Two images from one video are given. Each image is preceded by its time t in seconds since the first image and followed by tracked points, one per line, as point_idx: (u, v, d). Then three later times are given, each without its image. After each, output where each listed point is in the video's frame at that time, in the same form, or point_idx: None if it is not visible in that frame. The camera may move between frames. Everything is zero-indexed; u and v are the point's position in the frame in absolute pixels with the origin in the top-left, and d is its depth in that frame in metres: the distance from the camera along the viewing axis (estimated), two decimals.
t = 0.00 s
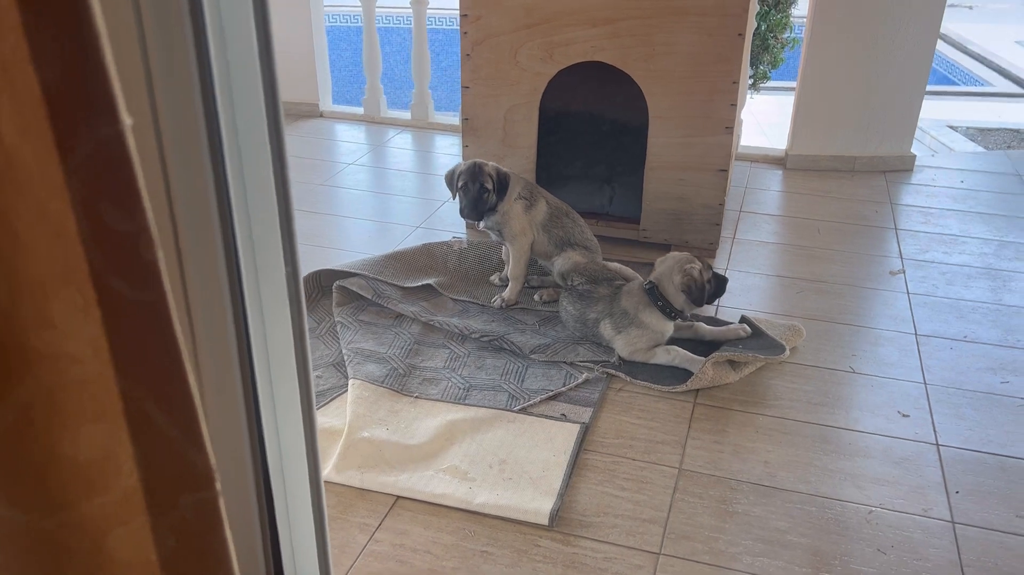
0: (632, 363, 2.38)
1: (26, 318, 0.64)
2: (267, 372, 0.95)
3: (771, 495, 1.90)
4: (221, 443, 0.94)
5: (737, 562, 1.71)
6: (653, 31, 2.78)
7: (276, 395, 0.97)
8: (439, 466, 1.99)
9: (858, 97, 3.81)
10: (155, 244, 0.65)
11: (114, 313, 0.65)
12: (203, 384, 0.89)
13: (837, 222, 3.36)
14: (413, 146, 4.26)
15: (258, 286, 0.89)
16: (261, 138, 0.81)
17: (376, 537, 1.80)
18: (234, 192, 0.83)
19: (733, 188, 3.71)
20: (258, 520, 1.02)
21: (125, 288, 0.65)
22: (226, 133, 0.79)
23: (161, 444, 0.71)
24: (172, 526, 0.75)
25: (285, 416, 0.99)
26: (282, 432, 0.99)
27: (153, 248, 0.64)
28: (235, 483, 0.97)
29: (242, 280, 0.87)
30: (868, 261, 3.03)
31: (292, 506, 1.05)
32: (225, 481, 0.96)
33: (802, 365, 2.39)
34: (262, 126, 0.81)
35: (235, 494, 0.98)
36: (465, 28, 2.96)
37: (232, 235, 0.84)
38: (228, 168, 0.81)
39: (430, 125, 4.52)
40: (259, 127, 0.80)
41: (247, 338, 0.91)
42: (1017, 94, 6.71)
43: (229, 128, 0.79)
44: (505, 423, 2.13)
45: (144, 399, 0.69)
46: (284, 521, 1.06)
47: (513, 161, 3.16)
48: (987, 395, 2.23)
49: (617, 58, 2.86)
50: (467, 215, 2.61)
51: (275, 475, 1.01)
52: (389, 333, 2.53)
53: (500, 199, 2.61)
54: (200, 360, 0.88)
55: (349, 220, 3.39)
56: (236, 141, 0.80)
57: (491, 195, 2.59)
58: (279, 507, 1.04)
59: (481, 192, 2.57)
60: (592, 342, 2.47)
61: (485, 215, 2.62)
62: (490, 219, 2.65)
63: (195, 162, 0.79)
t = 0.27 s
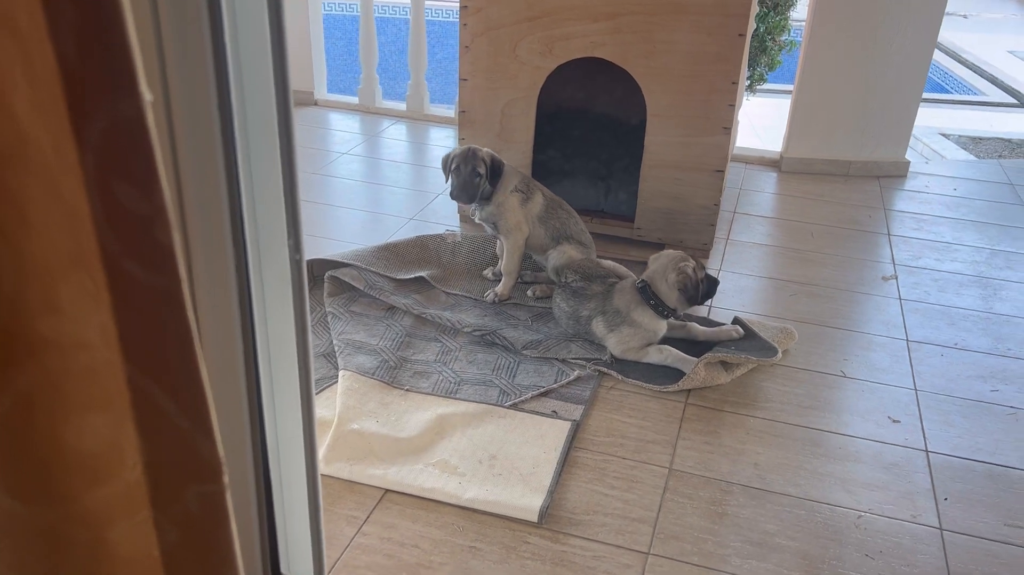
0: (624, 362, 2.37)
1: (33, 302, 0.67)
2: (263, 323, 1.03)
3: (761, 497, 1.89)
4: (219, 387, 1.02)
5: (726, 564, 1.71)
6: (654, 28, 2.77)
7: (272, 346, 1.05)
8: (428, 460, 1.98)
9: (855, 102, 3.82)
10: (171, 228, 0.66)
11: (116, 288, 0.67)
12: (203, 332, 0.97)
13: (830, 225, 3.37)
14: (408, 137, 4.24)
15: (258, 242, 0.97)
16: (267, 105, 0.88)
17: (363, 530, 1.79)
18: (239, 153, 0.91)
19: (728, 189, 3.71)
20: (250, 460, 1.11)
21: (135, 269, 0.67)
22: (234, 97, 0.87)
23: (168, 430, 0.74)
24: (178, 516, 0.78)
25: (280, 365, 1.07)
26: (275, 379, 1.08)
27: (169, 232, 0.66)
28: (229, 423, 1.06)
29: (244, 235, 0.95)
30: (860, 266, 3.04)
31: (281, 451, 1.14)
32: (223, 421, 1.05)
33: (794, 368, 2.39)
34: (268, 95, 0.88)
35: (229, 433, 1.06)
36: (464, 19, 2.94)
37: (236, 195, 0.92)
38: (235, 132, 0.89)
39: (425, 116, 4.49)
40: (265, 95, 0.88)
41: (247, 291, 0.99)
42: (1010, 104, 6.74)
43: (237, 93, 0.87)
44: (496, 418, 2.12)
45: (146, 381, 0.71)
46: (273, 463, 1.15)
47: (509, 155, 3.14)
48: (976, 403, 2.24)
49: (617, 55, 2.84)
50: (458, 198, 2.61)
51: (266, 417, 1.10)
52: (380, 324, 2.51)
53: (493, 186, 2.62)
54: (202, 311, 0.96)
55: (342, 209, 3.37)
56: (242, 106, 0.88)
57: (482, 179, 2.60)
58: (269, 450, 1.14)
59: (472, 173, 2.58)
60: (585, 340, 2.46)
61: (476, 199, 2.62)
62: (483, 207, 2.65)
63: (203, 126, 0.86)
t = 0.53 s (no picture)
0: (609, 352, 2.35)
1: (8, 274, 0.65)
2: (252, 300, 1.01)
3: (743, 490, 1.89)
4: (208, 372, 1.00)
5: (708, 557, 1.70)
6: (647, 16, 2.74)
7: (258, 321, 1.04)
8: (410, 447, 1.96)
9: (844, 97, 3.81)
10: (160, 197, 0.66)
11: (107, 264, 0.66)
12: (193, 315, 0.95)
13: (815, 220, 3.37)
14: (394, 119, 4.19)
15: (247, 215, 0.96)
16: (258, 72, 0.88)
17: (343, 516, 1.76)
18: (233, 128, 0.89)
19: (715, 180, 3.70)
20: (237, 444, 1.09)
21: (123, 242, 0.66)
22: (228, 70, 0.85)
23: (151, 414, 0.74)
24: (161, 506, 0.78)
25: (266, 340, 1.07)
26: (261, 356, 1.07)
27: (158, 194, 0.66)
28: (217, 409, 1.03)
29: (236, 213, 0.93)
30: (845, 261, 3.04)
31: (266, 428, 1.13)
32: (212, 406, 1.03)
33: (778, 362, 2.39)
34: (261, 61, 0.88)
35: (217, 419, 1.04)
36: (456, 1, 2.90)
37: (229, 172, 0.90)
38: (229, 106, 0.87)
39: (412, 99, 4.45)
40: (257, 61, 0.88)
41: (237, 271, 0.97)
42: (993, 105, 6.79)
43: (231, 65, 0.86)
44: (479, 406, 2.10)
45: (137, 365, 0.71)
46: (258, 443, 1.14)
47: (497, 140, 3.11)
48: (958, 400, 2.25)
49: (609, 42, 2.82)
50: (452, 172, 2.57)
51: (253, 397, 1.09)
52: (363, 308, 2.48)
53: (488, 163, 2.59)
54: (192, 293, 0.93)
55: (326, 190, 3.32)
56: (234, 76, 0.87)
57: (478, 154, 2.56)
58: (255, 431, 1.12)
59: (468, 147, 2.54)
60: (570, 329, 2.44)
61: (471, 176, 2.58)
62: (478, 186, 2.61)
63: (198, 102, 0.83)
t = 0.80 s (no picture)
0: (582, 330, 2.34)
1: None
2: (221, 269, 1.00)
3: (713, 469, 1.89)
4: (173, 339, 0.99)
5: (678, 535, 1.70)
6: None
7: (229, 292, 1.03)
8: (379, 424, 1.92)
9: (816, 78, 3.82)
10: (121, 145, 0.68)
11: (63, 221, 0.69)
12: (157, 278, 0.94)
13: (785, 201, 3.38)
14: (363, 91, 4.11)
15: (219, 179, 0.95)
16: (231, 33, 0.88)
17: (310, 493, 1.73)
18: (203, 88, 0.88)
19: (687, 160, 3.69)
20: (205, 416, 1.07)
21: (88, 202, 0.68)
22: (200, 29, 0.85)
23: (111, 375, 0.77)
24: (119, 486, 0.84)
25: (237, 311, 1.06)
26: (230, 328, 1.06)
27: (123, 151, 0.68)
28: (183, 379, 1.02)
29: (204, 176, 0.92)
30: (814, 242, 3.06)
31: (236, 404, 1.12)
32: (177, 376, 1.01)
33: (748, 342, 2.40)
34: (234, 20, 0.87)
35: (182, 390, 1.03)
36: None
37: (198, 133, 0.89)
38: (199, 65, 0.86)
39: (381, 69, 4.38)
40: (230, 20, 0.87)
41: (205, 237, 0.96)
42: (958, 91, 6.86)
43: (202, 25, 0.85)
44: (449, 383, 2.07)
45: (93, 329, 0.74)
46: (227, 419, 1.12)
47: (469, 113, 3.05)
48: (924, 381, 2.28)
49: (584, 16, 2.77)
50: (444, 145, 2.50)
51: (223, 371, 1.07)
52: (331, 283, 2.43)
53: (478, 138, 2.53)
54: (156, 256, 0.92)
55: (293, 161, 3.24)
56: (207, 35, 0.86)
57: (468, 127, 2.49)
58: (224, 407, 1.10)
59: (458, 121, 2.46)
60: (542, 306, 2.42)
61: (462, 150, 2.52)
62: (471, 162, 2.55)
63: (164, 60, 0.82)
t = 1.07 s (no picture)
0: (544, 307, 2.32)
1: None
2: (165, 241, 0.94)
3: (675, 446, 1.89)
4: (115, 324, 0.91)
5: (640, 512, 1.70)
6: None
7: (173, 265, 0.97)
8: (338, 402, 1.89)
9: (777, 58, 3.83)
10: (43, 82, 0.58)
11: None
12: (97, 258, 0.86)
13: (747, 180, 3.39)
14: (322, 63, 4.01)
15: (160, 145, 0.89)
16: None
17: (266, 473, 1.69)
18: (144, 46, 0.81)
19: (649, 137, 3.68)
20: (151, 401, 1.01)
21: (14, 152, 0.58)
22: None
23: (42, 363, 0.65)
24: (53, 472, 0.70)
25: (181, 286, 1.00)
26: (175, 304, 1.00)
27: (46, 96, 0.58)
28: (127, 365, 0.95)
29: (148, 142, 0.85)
30: (774, 220, 3.08)
31: (181, 384, 1.06)
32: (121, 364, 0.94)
33: (710, 319, 2.40)
34: None
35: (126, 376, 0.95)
36: None
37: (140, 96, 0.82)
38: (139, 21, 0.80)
39: (340, 42, 4.28)
40: None
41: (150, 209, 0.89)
42: (914, 74, 6.96)
43: None
44: (410, 360, 2.04)
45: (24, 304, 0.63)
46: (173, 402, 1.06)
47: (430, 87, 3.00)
48: (881, 358, 2.31)
49: None
50: (418, 118, 2.47)
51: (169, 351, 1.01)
52: (288, 259, 2.37)
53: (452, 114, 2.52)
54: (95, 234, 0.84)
55: (248, 134, 3.16)
56: None
57: (444, 101, 2.48)
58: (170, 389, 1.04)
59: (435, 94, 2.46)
60: (504, 284, 2.39)
61: (435, 124, 2.49)
62: (443, 138, 2.52)
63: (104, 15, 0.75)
